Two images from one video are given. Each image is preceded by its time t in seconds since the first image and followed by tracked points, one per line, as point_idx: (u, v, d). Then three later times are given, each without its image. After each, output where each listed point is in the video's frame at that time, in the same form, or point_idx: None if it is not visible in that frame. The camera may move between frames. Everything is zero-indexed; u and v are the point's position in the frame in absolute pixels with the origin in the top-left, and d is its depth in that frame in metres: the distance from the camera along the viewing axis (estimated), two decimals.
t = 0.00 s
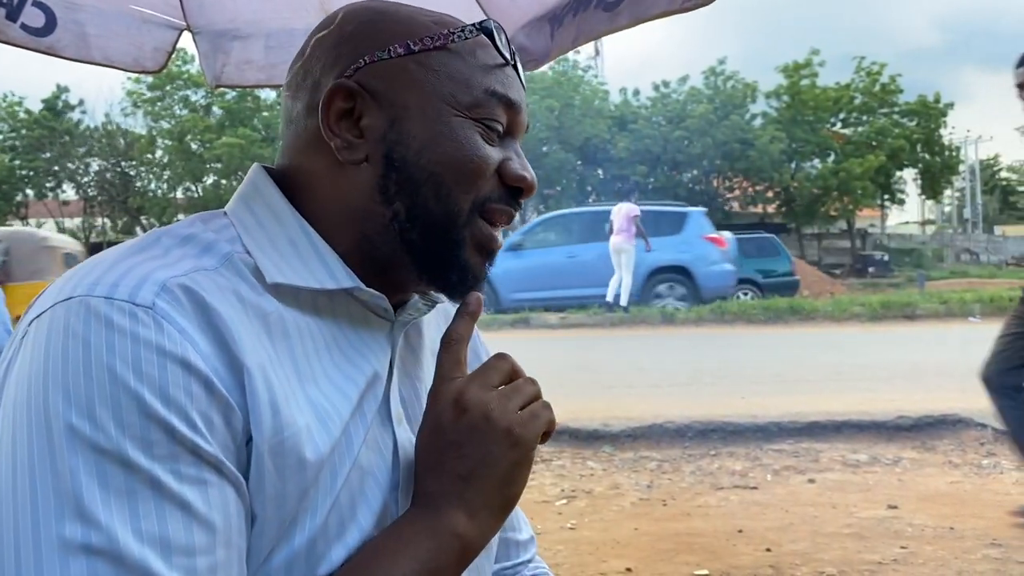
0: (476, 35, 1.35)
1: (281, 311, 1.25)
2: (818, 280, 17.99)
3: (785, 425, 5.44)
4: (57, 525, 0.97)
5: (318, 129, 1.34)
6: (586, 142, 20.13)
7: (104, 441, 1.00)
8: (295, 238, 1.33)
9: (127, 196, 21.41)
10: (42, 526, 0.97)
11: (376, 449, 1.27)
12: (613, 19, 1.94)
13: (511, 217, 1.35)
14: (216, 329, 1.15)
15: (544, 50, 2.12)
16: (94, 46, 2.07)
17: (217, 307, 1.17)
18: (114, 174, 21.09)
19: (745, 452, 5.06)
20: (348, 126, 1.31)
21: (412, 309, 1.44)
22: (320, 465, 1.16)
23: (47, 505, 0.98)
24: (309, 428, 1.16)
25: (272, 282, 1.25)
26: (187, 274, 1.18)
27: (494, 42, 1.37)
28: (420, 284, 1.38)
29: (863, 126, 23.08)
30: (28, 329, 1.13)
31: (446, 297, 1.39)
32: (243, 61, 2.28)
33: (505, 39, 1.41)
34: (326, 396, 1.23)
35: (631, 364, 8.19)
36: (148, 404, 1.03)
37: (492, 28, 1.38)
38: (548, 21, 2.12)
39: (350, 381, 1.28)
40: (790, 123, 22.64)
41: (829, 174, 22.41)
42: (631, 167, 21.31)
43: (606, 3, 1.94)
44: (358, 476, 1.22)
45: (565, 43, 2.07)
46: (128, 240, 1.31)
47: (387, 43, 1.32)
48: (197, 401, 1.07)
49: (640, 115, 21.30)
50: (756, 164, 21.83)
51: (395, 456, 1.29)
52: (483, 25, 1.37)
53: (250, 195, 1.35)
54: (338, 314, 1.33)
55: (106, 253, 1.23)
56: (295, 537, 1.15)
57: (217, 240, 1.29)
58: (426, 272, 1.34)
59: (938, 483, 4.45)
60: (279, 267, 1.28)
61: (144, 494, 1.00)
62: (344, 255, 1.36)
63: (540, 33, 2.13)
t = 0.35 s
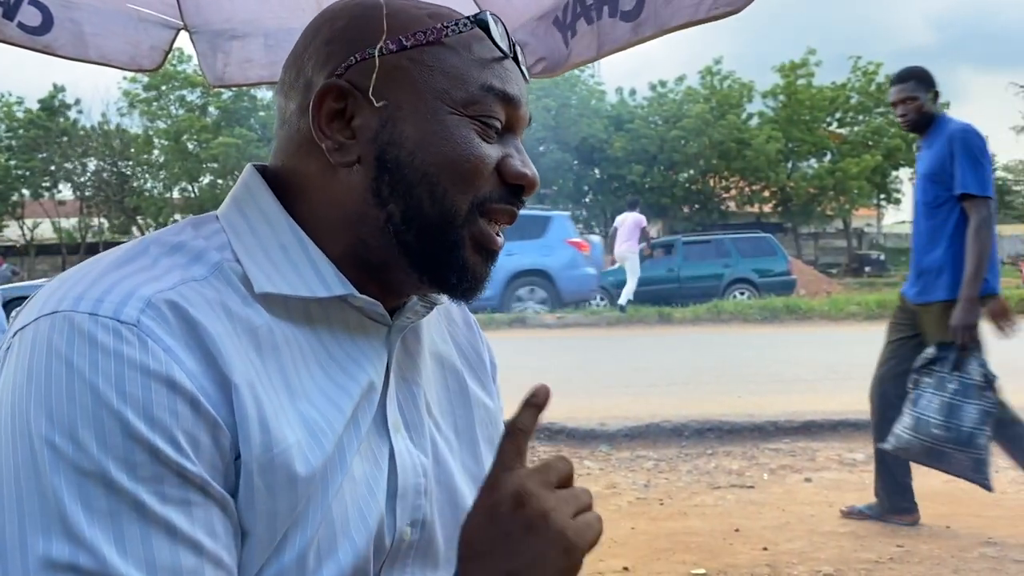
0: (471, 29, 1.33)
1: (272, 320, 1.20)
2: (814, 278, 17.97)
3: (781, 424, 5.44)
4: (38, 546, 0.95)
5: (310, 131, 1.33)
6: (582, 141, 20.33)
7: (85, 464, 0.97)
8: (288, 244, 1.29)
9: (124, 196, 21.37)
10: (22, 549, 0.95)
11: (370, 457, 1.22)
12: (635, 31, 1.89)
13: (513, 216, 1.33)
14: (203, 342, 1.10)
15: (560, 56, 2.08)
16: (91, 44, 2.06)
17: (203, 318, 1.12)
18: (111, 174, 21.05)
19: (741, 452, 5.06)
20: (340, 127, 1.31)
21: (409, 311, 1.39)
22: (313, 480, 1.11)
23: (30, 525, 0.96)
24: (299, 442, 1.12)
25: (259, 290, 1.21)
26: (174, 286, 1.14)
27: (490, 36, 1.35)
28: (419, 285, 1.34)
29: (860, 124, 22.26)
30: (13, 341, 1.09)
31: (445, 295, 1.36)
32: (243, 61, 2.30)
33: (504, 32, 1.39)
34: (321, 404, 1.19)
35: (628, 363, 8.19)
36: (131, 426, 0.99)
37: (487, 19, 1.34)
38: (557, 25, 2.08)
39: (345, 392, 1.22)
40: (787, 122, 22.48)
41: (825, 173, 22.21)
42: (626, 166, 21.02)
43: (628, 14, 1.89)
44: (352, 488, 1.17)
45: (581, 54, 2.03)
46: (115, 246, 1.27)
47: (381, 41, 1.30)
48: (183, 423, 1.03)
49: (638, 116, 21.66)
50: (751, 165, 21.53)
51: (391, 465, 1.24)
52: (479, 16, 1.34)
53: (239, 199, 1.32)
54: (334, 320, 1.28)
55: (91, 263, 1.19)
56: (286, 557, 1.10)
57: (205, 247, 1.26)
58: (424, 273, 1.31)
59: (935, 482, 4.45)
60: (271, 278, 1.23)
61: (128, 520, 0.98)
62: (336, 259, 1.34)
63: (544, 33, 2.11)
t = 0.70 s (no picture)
0: (472, 17, 1.32)
1: (272, 319, 1.20)
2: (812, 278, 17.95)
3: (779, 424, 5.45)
4: (40, 545, 0.94)
5: (311, 127, 1.32)
6: (579, 142, 20.53)
7: (94, 463, 0.96)
8: (289, 241, 1.28)
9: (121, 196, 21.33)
10: (27, 547, 0.94)
11: (373, 459, 1.21)
12: (631, 27, 1.89)
13: (517, 207, 1.33)
14: (208, 342, 1.10)
15: (562, 53, 2.08)
16: (89, 40, 2.06)
17: (207, 317, 1.12)
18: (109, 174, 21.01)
19: (739, 452, 5.06)
20: (341, 123, 1.30)
21: (412, 309, 1.38)
22: (319, 480, 1.11)
23: (33, 522, 0.95)
24: (302, 442, 1.11)
25: (260, 289, 1.20)
26: (177, 284, 1.13)
27: (491, 24, 1.34)
28: (424, 280, 1.34)
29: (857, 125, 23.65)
30: (16, 335, 1.09)
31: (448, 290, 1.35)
32: (242, 60, 2.31)
33: (505, 20, 1.38)
34: (323, 402, 1.18)
35: (626, 363, 8.20)
36: (139, 424, 0.98)
37: (487, 6, 1.33)
38: (558, 21, 2.07)
39: (348, 392, 1.21)
40: (784, 122, 22.54)
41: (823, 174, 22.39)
42: (624, 166, 20.89)
43: (625, 10, 1.89)
44: (356, 490, 1.16)
45: (582, 52, 2.04)
46: (114, 243, 1.26)
47: (380, 33, 1.29)
48: (190, 422, 1.02)
49: (635, 116, 21.53)
50: (749, 164, 21.64)
51: (394, 466, 1.24)
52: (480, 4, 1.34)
53: (239, 196, 1.32)
54: (335, 316, 1.27)
55: (93, 260, 1.18)
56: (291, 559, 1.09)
57: (206, 244, 1.25)
58: (429, 269, 1.31)
59: (933, 481, 4.46)
60: (272, 276, 1.23)
61: (135, 521, 0.97)
62: (338, 256, 1.34)
63: (545, 29, 2.12)
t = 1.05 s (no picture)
0: (476, 24, 1.33)
1: (271, 323, 1.20)
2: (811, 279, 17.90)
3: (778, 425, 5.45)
4: (31, 551, 0.94)
5: (314, 132, 1.32)
6: (579, 143, 20.37)
7: (83, 467, 0.96)
8: (288, 244, 1.29)
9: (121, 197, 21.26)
10: (19, 553, 0.95)
11: (372, 461, 1.21)
12: (639, 30, 1.88)
13: (520, 212, 1.34)
14: (203, 346, 1.10)
15: (559, 57, 2.08)
16: (88, 41, 2.06)
17: (203, 321, 1.12)
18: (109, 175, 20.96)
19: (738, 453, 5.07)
20: (344, 129, 1.30)
21: (411, 312, 1.39)
22: (316, 483, 1.11)
23: (26, 529, 0.95)
24: (299, 446, 1.11)
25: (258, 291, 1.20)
26: (172, 288, 1.13)
27: (493, 30, 1.34)
28: (425, 283, 1.34)
29: (857, 127, 23.75)
30: (10, 341, 1.09)
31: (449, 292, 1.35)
32: (241, 62, 2.30)
33: (506, 25, 1.39)
34: (323, 406, 1.18)
35: (626, 365, 8.17)
36: (130, 429, 0.98)
37: (490, 12, 1.34)
38: (555, 25, 2.08)
39: (346, 395, 1.21)
40: (784, 123, 22.48)
41: (822, 175, 22.16)
42: (624, 167, 20.73)
43: (629, 13, 1.88)
44: (355, 492, 1.16)
45: (581, 54, 2.03)
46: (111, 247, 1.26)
47: (383, 38, 1.29)
48: (182, 426, 1.02)
49: (634, 117, 21.36)
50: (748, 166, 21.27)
51: (391, 469, 1.24)
52: (483, 10, 1.34)
53: (237, 198, 1.32)
54: (333, 320, 1.27)
55: (88, 263, 1.18)
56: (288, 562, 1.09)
57: (203, 246, 1.26)
58: (433, 274, 1.32)
59: (932, 483, 4.46)
60: (270, 279, 1.23)
61: (126, 526, 0.97)
62: (338, 260, 1.34)
63: (542, 32, 2.13)
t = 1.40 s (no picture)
0: (485, 47, 1.33)
1: (268, 336, 1.20)
2: (811, 283, 17.90)
3: (777, 429, 5.46)
4: (30, 561, 0.95)
5: (319, 148, 1.32)
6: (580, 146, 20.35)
7: (80, 475, 0.97)
8: (284, 257, 1.29)
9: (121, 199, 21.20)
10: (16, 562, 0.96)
11: (368, 473, 1.22)
12: (637, 38, 1.88)
13: (519, 233, 1.35)
14: (200, 358, 1.10)
15: (561, 62, 2.09)
16: (89, 48, 2.07)
17: (200, 333, 1.12)
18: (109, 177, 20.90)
19: (737, 456, 5.07)
20: (350, 146, 1.30)
21: (405, 322, 1.39)
22: (312, 493, 1.12)
23: (24, 539, 0.96)
24: (295, 457, 1.11)
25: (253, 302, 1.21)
26: (170, 299, 1.14)
27: (501, 53, 1.35)
28: (424, 298, 1.35)
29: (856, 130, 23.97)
30: (7, 351, 1.09)
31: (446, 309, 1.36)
32: (244, 66, 2.30)
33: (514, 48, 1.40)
34: (319, 417, 1.18)
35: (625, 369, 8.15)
36: (126, 439, 0.99)
37: (499, 36, 1.35)
38: (555, 31, 2.08)
39: (342, 408, 1.22)
40: (784, 126, 22.44)
41: (822, 178, 22.02)
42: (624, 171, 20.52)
43: (627, 21, 1.88)
44: (351, 504, 1.17)
45: (582, 61, 2.04)
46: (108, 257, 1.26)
47: (392, 58, 1.30)
48: (180, 436, 1.03)
49: (635, 120, 20.88)
50: (749, 168, 21.34)
51: (387, 479, 1.24)
52: (494, 34, 1.35)
53: (236, 209, 1.32)
54: (330, 334, 1.28)
55: (86, 274, 1.19)
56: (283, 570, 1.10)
57: (200, 256, 1.26)
58: (433, 291, 1.32)
59: (930, 487, 4.47)
60: (267, 290, 1.23)
61: (123, 536, 0.98)
62: (336, 274, 1.34)
63: (543, 38, 2.13)
